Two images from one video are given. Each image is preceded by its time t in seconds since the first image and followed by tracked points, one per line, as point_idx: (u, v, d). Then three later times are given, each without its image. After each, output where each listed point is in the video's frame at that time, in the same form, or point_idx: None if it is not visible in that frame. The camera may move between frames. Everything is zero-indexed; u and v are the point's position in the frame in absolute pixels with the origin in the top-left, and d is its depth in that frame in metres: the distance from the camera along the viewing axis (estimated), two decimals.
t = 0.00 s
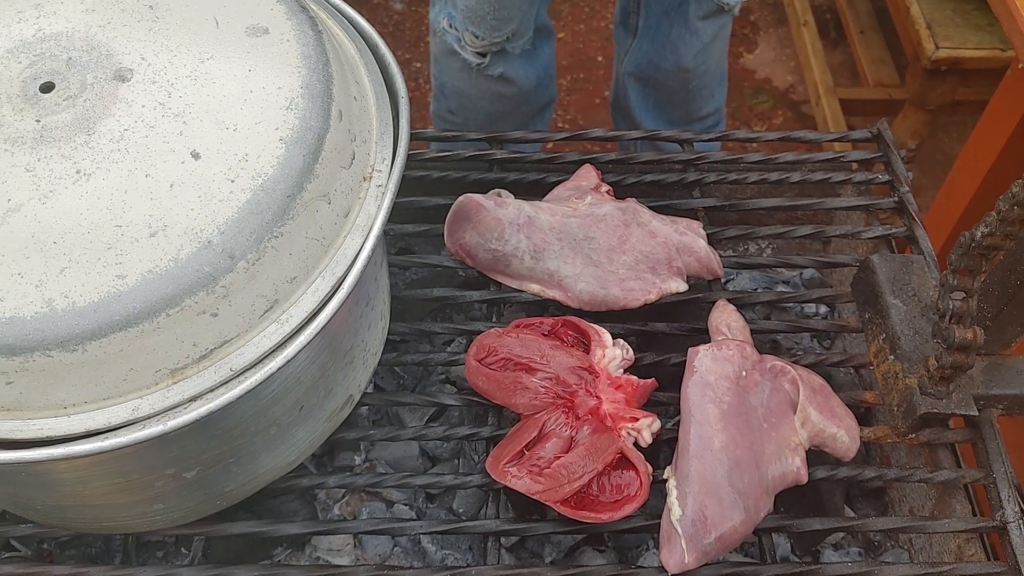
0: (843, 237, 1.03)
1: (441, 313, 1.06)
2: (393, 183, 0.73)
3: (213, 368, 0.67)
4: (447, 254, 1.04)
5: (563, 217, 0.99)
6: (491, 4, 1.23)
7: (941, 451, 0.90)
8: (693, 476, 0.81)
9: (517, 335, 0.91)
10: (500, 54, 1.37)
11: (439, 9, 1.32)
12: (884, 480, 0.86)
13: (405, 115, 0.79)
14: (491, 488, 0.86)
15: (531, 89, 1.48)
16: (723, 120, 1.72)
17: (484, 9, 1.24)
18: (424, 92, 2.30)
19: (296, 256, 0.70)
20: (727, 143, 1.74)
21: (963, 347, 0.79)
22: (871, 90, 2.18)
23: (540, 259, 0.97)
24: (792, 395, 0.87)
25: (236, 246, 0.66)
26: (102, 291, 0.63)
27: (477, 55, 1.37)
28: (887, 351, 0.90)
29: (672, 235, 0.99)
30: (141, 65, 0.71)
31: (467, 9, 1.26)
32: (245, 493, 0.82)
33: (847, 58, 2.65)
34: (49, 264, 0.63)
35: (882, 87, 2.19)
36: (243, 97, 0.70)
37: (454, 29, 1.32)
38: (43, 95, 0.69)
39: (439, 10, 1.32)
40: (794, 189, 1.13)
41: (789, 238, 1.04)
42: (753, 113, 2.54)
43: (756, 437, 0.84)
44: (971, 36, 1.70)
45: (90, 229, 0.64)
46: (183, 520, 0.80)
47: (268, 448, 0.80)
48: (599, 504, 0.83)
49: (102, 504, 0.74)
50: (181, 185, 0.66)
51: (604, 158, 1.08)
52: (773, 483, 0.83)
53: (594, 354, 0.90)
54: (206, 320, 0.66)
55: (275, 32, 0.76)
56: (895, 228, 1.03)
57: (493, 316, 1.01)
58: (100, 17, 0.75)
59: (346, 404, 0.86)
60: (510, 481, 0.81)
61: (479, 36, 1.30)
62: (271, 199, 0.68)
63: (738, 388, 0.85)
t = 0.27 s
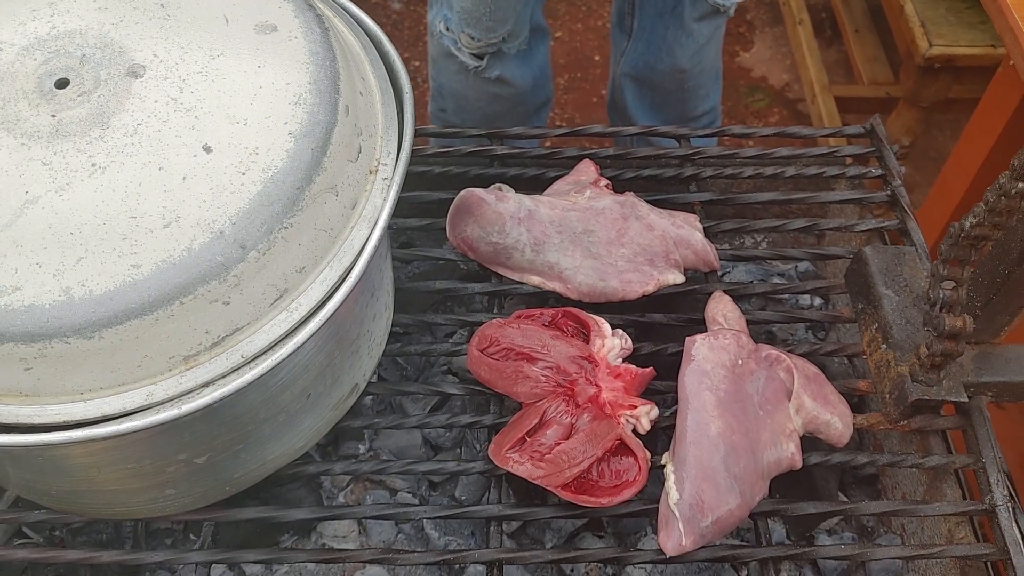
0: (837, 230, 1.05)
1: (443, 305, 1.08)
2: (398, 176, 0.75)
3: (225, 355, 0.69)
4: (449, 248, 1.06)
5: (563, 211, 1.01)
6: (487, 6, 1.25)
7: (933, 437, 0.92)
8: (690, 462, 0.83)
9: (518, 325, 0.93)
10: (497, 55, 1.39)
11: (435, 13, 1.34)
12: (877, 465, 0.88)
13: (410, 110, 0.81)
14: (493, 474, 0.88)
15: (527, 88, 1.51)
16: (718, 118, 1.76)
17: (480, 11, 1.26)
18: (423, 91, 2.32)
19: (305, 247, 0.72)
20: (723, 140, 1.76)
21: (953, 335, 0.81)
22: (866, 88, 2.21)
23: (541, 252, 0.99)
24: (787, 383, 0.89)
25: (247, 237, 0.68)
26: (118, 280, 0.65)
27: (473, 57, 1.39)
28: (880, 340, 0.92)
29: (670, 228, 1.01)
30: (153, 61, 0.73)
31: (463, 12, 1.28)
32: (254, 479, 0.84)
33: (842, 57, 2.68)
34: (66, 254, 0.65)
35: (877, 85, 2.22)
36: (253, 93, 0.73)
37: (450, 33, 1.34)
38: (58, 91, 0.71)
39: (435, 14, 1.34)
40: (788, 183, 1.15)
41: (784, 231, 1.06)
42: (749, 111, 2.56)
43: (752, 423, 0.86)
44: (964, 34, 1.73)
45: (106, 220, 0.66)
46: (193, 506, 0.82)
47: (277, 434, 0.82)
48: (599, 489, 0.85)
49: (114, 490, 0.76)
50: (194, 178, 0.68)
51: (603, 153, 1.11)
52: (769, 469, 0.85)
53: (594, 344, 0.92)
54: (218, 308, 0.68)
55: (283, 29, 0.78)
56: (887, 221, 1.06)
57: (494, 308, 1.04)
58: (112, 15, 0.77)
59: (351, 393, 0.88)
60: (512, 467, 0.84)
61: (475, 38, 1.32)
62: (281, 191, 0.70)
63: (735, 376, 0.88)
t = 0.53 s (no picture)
0: (812, 223, 1.09)
1: (433, 297, 1.12)
2: (387, 169, 0.79)
3: (223, 338, 0.73)
4: (438, 241, 1.10)
5: (548, 205, 1.05)
6: (475, 9, 1.30)
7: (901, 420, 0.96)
8: (666, 442, 0.87)
9: (504, 314, 0.97)
10: (486, 57, 1.44)
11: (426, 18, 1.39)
12: (846, 445, 0.92)
13: (399, 106, 0.85)
14: (479, 455, 0.92)
15: (516, 89, 1.56)
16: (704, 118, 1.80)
17: (469, 14, 1.31)
18: (417, 93, 2.37)
19: (299, 236, 0.76)
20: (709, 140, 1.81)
21: (916, 320, 0.85)
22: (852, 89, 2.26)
23: (526, 245, 1.03)
24: (760, 367, 0.93)
25: (243, 226, 0.72)
26: (122, 266, 0.69)
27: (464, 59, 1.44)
28: (850, 327, 0.96)
29: (650, 221, 1.05)
30: (154, 61, 0.77)
31: (452, 16, 1.33)
32: (250, 460, 0.88)
33: (831, 59, 2.72)
34: (73, 242, 0.69)
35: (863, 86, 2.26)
36: (249, 90, 0.77)
37: (440, 36, 1.39)
38: (65, 89, 0.75)
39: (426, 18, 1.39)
40: (767, 179, 1.20)
41: (761, 225, 1.10)
42: (739, 113, 2.61)
43: (726, 405, 0.90)
44: (944, 35, 1.78)
45: (110, 209, 0.70)
46: (192, 485, 0.86)
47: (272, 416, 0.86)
48: (580, 468, 0.89)
49: (118, 468, 0.81)
50: (193, 170, 0.72)
51: (587, 150, 1.15)
52: (741, 449, 0.89)
53: (576, 331, 0.96)
54: (217, 293, 0.72)
55: (277, 30, 0.82)
56: (860, 215, 1.10)
57: (482, 299, 1.08)
58: (116, 17, 0.81)
59: (344, 378, 0.92)
60: (497, 447, 0.88)
61: (464, 40, 1.37)
62: (276, 182, 0.74)
63: (710, 360, 0.92)
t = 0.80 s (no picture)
0: (778, 207, 1.14)
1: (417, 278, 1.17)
2: (369, 148, 0.85)
3: (214, 302, 0.78)
4: (423, 224, 1.16)
5: (525, 188, 1.11)
6: (460, 8, 1.36)
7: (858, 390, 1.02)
8: (634, 408, 0.92)
9: (483, 290, 1.03)
10: (473, 56, 1.50)
11: (415, 18, 1.45)
12: (804, 412, 0.98)
13: (381, 91, 0.90)
14: (458, 422, 0.98)
15: (503, 87, 1.62)
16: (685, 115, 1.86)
17: (454, 13, 1.37)
18: (411, 93, 2.44)
19: (286, 209, 0.82)
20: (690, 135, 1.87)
21: (868, 292, 0.91)
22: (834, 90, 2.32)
23: (505, 226, 1.09)
24: (723, 339, 0.99)
25: (234, 198, 0.78)
26: (120, 235, 0.74)
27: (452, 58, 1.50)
28: (809, 302, 1.02)
29: (624, 204, 1.11)
30: (151, 47, 0.83)
31: (439, 15, 1.39)
32: (242, 424, 0.94)
33: (816, 60, 2.78)
34: (75, 212, 0.74)
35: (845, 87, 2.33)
36: (240, 74, 0.82)
37: (428, 36, 1.46)
38: (68, 73, 0.80)
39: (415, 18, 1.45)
40: (738, 167, 1.25)
41: (729, 209, 1.15)
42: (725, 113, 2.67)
43: (690, 374, 0.96)
44: (919, 35, 1.84)
45: (110, 182, 0.75)
46: (186, 446, 0.92)
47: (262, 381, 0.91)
48: (552, 432, 0.95)
49: (117, 428, 0.86)
50: (187, 147, 0.77)
51: (565, 138, 1.20)
52: (705, 415, 0.95)
53: (551, 306, 1.02)
54: (208, 261, 0.78)
55: (267, 19, 0.88)
56: (824, 199, 1.15)
57: (464, 279, 1.13)
58: (116, 7, 0.86)
59: (330, 349, 0.98)
60: (474, 412, 0.94)
61: (451, 39, 1.44)
62: (264, 159, 0.80)
63: (676, 332, 0.97)
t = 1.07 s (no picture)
0: (743, 174, 1.20)
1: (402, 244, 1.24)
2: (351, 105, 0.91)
3: (206, 244, 0.84)
4: (407, 190, 1.22)
5: (503, 155, 1.17)
6: None
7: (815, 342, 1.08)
8: (601, 354, 0.98)
9: (462, 249, 1.09)
10: (461, 45, 1.57)
11: (404, 8, 1.52)
12: (762, 361, 1.04)
13: (364, 54, 0.97)
14: (436, 369, 1.04)
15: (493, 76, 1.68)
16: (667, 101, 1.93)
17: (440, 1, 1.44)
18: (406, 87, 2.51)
19: (273, 160, 0.88)
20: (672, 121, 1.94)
21: (820, 245, 0.96)
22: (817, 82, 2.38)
23: (484, 190, 1.15)
24: (687, 293, 1.05)
25: (224, 147, 0.84)
26: (119, 179, 0.81)
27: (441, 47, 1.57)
28: (769, 260, 1.08)
29: (596, 171, 1.17)
30: (149, 12, 0.89)
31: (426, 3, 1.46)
32: (234, 367, 1.02)
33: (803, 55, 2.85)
34: (77, 159, 0.80)
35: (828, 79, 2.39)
36: (231, 36, 0.89)
37: (417, 25, 1.53)
38: (71, 35, 0.87)
39: (405, 9, 1.52)
40: (708, 139, 1.31)
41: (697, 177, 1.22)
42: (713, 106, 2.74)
43: (654, 323, 1.02)
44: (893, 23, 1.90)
45: (110, 132, 0.82)
46: (183, 387, 1.00)
47: (251, 327, 0.98)
48: (525, 377, 1.02)
49: (117, 367, 0.94)
50: (181, 101, 0.84)
51: (542, 111, 1.27)
52: (668, 363, 1.01)
53: (526, 263, 1.08)
54: (201, 205, 0.84)
55: None
56: (788, 168, 1.21)
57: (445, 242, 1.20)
58: None
59: (316, 300, 1.05)
60: (450, 357, 1.00)
61: (439, 27, 1.50)
62: (253, 112, 0.86)
63: (641, 285, 1.03)
